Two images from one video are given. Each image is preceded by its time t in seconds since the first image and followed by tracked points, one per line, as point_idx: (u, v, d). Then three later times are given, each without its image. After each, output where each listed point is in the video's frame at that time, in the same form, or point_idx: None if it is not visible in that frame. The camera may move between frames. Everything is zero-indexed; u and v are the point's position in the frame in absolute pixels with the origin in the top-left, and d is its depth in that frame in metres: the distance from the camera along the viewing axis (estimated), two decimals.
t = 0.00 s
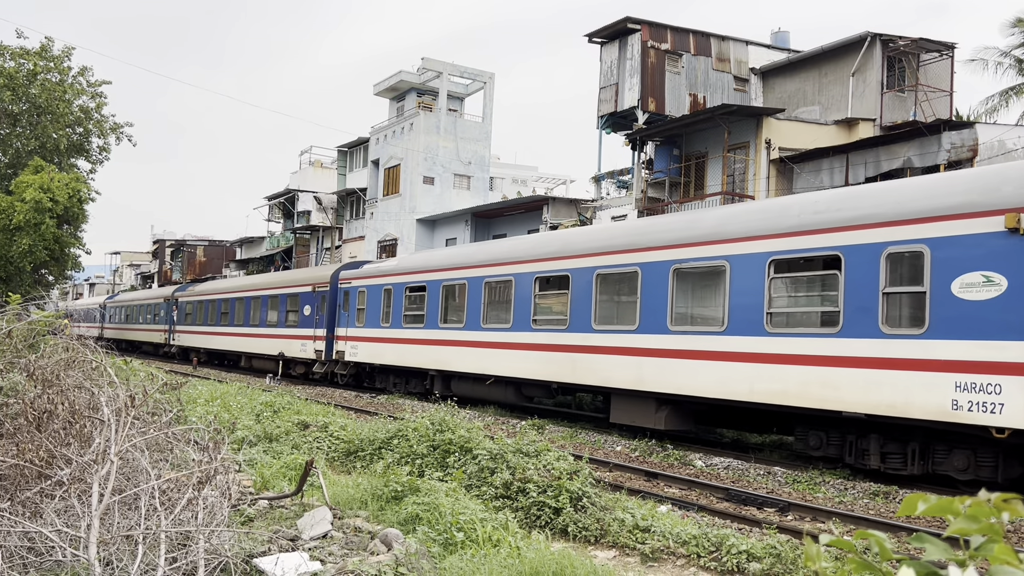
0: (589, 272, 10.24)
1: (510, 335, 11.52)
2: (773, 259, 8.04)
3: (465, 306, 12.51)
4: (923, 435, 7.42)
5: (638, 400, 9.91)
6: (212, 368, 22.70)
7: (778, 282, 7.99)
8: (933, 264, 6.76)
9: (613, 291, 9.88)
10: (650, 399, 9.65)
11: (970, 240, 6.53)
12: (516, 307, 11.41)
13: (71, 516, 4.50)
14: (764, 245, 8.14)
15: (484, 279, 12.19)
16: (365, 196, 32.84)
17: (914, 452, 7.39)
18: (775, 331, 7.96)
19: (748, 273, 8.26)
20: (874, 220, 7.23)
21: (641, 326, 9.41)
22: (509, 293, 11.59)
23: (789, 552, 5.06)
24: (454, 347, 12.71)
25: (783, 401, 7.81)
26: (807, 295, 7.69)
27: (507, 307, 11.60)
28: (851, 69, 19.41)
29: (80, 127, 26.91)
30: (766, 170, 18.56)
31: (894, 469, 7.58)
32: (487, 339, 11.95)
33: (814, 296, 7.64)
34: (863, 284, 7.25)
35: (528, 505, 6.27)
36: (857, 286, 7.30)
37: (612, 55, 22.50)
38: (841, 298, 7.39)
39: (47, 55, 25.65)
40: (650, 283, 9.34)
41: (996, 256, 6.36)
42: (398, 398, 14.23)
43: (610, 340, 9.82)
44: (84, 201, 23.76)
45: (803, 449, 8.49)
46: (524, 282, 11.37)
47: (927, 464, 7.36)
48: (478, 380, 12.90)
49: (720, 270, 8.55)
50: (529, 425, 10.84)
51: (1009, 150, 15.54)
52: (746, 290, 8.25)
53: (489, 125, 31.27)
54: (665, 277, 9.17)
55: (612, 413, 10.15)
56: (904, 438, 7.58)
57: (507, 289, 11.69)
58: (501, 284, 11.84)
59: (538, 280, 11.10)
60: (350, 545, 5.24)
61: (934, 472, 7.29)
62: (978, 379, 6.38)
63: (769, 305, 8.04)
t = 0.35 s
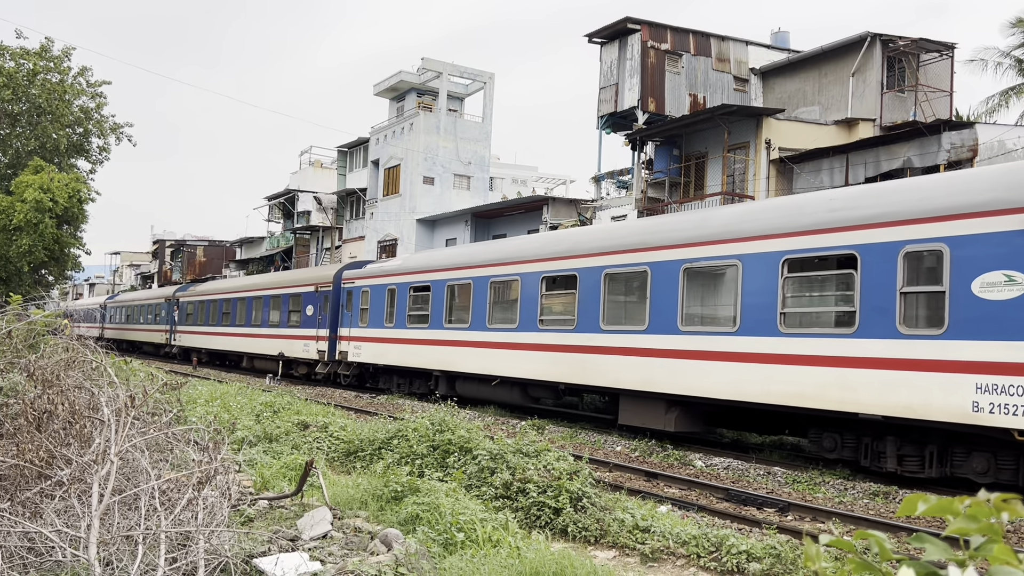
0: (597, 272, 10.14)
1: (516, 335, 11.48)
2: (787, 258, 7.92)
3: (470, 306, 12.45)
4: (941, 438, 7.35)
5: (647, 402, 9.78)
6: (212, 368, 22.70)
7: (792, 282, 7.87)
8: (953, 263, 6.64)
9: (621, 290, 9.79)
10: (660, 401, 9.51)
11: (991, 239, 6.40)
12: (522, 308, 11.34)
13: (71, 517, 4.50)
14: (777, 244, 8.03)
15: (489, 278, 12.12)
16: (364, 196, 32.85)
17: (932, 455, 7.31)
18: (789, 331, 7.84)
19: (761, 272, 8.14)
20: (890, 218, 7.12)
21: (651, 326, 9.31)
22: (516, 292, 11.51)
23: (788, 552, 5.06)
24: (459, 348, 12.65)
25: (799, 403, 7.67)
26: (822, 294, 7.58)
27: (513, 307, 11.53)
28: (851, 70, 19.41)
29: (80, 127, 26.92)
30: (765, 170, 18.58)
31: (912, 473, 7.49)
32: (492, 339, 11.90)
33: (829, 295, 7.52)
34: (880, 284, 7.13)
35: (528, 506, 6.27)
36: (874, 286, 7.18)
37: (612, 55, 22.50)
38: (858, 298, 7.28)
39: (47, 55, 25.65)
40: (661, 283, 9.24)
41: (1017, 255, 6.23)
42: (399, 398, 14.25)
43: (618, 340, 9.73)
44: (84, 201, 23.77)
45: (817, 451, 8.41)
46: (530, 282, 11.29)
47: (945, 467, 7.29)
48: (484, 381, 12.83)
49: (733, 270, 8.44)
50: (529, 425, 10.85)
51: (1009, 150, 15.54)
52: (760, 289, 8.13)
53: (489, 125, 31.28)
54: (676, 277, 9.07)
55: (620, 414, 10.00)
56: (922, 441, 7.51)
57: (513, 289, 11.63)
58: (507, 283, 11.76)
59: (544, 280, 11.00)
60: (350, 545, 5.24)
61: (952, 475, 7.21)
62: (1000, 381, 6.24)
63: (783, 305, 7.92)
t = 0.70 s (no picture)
0: (606, 271, 10.09)
1: (522, 335, 11.46)
2: (801, 258, 7.84)
3: (476, 306, 12.41)
4: (961, 440, 7.21)
5: (656, 403, 9.72)
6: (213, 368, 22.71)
7: (807, 281, 7.79)
8: (974, 262, 6.53)
9: (631, 290, 9.74)
10: (670, 402, 9.45)
11: (1012, 237, 6.29)
12: (529, 308, 11.31)
13: (71, 517, 4.50)
14: (790, 243, 7.95)
15: (496, 277, 12.09)
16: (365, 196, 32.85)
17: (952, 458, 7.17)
18: (803, 331, 7.75)
19: (775, 272, 8.06)
20: (907, 216, 7.02)
21: (661, 326, 9.25)
22: (523, 292, 11.49)
23: (789, 552, 5.06)
24: (465, 348, 12.63)
25: (814, 405, 7.58)
26: (836, 294, 7.50)
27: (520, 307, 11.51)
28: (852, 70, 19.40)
29: (80, 127, 26.94)
30: (765, 170, 18.58)
31: (931, 475, 7.35)
32: (499, 339, 11.87)
33: (844, 295, 7.44)
34: (897, 284, 7.04)
35: (528, 506, 6.27)
36: (891, 286, 7.08)
37: (612, 55, 22.50)
38: (875, 297, 7.18)
39: (47, 56, 25.67)
40: (672, 282, 9.18)
41: None
42: (400, 399, 14.28)
43: (627, 341, 9.68)
44: (84, 202, 23.77)
45: (832, 453, 8.29)
46: (537, 282, 11.25)
47: (965, 470, 7.15)
48: (490, 382, 12.77)
49: (746, 269, 8.36)
50: (529, 425, 10.86)
51: (1009, 150, 15.55)
52: (774, 288, 8.05)
53: (489, 125, 31.28)
54: (687, 276, 9.01)
55: (630, 415, 9.95)
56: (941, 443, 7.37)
57: (520, 288, 11.59)
58: (515, 283, 11.70)
59: (552, 280, 10.98)
60: (351, 545, 5.24)
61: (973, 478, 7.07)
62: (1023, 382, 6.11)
63: (797, 305, 7.84)
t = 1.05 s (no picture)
0: (615, 270, 10.05)
1: (529, 335, 11.45)
2: (818, 256, 7.76)
3: (482, 306, 12.38)
4: (982, 443, 7.10)
5: (666, 404, 9.67)
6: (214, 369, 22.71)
7: (823, 280, 7.72)
8: (995, 260, 6.45)
9: (640, 290, 9.71)
10: (681, 404, 9.39)
11: None
12: (537, 308, 11.29)
13: (71, 518, 4.50)
14: (805, 242, 7.88)
15: (502, 277, 12.07)
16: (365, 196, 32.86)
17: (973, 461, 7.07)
18: (819, 331, 7.68)
19: (790, 271, 8.00)
20: (926, 214, 6.94)
21: (672, 326, 9.20)
22: (530, 291, 11.48)
23: (789, 552, 5.05)
24: (472, 348, 12.62)
25: (831, 406, 7.51)
26: (852, 293, 7.44)
27: (527, 307, 11.49)
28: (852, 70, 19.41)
29: (80, 128, 26.96)
30: (766, 170, 18.57)
31: (951, 478, 7.25)
32: (505, 339, 11.86)
33: (861, 294, 7.37)
34: (917, 283, 6.96)
35: (529, 506, 6.27)
36: (910, 285, 7.01)
37: (612, 55, 22.49)
38: (893, 296, 7.11)
39: (47, 56, 25.68)
40: (683, 281, 9.12)
41: None
42: (401, 399, 14.28)
43: (637, 341, 9.64)
44: (84, 202, 23.77)
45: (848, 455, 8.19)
46: (545, 282, 11.23)
47: (986, 473, 7.05)
48: (496, 382, 12.72)
49: (760, 267, 8.29)
50: (529, 425, 10.87)
51: (1009, 150, 15.57)
52: (789, 286, 7.98)
53: (489, 125, 31.28)
54: (698, 275, 8.96)
55: (639, 416, 9.91)
56: (962, 446, 7.26)
57: (527, 288, 11.56)
58: (524, 282, 11.65)
59: (559, 279, 10.96)
60: (351, 545, 5.24)
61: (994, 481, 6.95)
62: None
63: (812, 304, 7.77)
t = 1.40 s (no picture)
0: (624, 269, 10.03)
1: (536, 335, 11.45)
2: (834, 254, 7.73)
3: (488, 306, 12.37)
4: (1004, 445, 7.03)
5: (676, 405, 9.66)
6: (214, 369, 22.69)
7: (839, 279, 7.69)
8: (1018, 258, 6.40)
9: (649, 289, 9.70)
10: (693, 405, 9.37)
11: None
12: (544, 308, 11.29)
13: (71, 518, 4.50)
14: (820, 240, 7.85)
15: (508, 277, 12.06)
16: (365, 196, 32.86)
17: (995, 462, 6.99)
18: (836, 331, 7.65)
19: (804, 270, 7.97)
20: (945, 212, 6.90)
21: (684, 326, 9.18)
22: (537, 291, 11.47)
23: (790, 552, 5.05)
24: (477, 348, 12.62)
25: (849, 407, 7.46)
26: (869, 292, 7.42)
27: (534, 307, 11.49)
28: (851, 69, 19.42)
29: (80, 128, 26.96)
30: (765, 170, 18.57)
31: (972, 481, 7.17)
32: (512, 339, 11.84)
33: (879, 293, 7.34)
34: (936, 282, 6.93)
35: (529, 506, 6.27)
36: (930, 284, 6.97)
37: (611, 55, 22.48)
38: (913, 296, 7.08)
39: (47, 56, 25.68)
40: (694, 280, 9.09)
41: None
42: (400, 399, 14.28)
43: (647, 341, 9.63)
44: (84, 203, 23.75)
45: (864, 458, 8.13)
46: (552, 281, 11.22)
47: (1008, 475, 6.97)
48: (502, 383, 12.69)
49: (774, 266, 8.27)
50: (529, 425, 10.87)
51: (1009, 149, 15.59)
52: (804, 285, 7.96)
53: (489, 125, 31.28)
54: (709, 274, 8.94)
55: (648, 416, 9.91)
56: (983, 448, 7.19)
57: (534, 288, 11.55)
58: (531, 281, 11.63)
59: (567, 279, 10.96)
60: (352, 545, 5.24)
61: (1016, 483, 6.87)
62: None
63: (829, 304, 7.74)
